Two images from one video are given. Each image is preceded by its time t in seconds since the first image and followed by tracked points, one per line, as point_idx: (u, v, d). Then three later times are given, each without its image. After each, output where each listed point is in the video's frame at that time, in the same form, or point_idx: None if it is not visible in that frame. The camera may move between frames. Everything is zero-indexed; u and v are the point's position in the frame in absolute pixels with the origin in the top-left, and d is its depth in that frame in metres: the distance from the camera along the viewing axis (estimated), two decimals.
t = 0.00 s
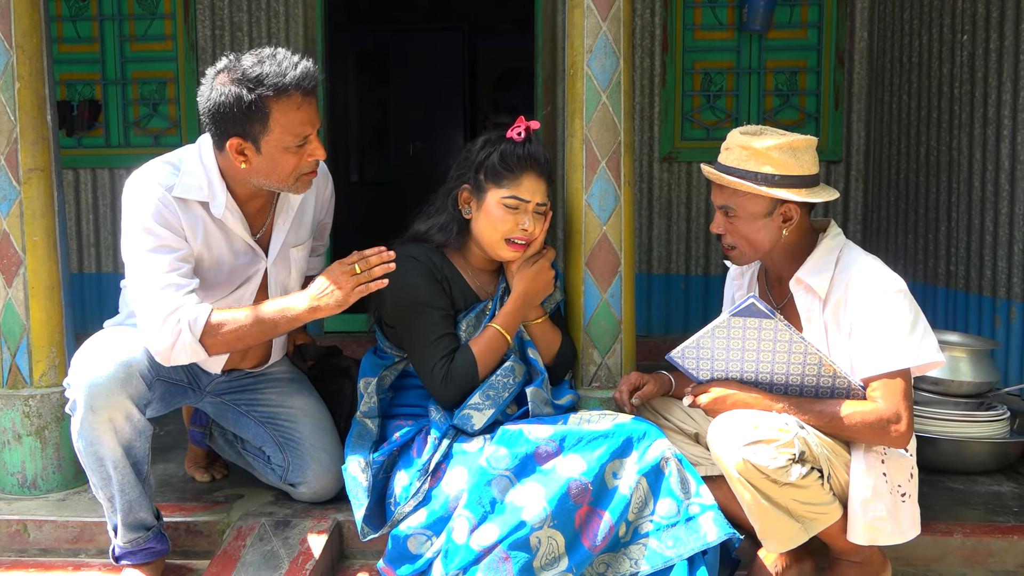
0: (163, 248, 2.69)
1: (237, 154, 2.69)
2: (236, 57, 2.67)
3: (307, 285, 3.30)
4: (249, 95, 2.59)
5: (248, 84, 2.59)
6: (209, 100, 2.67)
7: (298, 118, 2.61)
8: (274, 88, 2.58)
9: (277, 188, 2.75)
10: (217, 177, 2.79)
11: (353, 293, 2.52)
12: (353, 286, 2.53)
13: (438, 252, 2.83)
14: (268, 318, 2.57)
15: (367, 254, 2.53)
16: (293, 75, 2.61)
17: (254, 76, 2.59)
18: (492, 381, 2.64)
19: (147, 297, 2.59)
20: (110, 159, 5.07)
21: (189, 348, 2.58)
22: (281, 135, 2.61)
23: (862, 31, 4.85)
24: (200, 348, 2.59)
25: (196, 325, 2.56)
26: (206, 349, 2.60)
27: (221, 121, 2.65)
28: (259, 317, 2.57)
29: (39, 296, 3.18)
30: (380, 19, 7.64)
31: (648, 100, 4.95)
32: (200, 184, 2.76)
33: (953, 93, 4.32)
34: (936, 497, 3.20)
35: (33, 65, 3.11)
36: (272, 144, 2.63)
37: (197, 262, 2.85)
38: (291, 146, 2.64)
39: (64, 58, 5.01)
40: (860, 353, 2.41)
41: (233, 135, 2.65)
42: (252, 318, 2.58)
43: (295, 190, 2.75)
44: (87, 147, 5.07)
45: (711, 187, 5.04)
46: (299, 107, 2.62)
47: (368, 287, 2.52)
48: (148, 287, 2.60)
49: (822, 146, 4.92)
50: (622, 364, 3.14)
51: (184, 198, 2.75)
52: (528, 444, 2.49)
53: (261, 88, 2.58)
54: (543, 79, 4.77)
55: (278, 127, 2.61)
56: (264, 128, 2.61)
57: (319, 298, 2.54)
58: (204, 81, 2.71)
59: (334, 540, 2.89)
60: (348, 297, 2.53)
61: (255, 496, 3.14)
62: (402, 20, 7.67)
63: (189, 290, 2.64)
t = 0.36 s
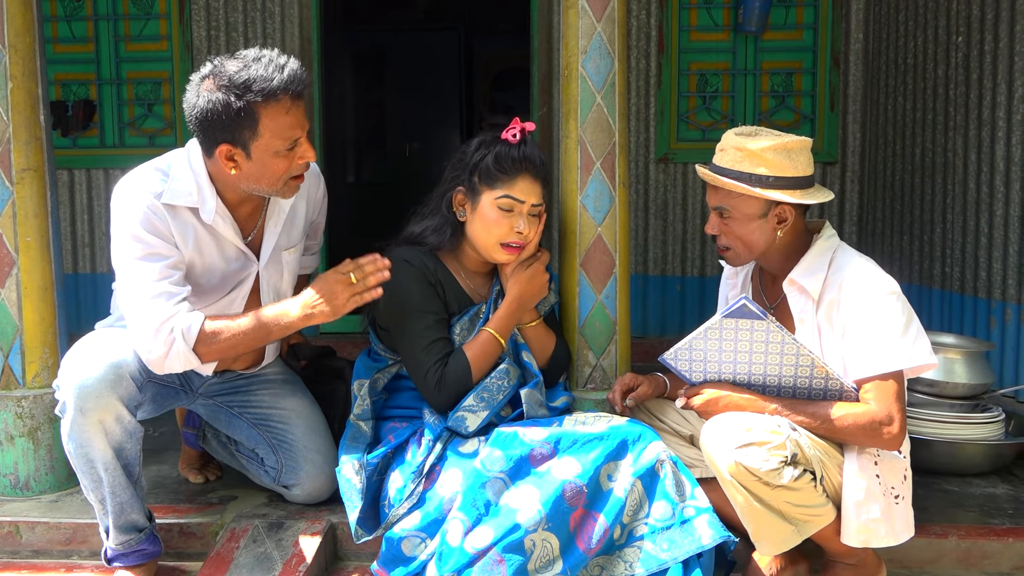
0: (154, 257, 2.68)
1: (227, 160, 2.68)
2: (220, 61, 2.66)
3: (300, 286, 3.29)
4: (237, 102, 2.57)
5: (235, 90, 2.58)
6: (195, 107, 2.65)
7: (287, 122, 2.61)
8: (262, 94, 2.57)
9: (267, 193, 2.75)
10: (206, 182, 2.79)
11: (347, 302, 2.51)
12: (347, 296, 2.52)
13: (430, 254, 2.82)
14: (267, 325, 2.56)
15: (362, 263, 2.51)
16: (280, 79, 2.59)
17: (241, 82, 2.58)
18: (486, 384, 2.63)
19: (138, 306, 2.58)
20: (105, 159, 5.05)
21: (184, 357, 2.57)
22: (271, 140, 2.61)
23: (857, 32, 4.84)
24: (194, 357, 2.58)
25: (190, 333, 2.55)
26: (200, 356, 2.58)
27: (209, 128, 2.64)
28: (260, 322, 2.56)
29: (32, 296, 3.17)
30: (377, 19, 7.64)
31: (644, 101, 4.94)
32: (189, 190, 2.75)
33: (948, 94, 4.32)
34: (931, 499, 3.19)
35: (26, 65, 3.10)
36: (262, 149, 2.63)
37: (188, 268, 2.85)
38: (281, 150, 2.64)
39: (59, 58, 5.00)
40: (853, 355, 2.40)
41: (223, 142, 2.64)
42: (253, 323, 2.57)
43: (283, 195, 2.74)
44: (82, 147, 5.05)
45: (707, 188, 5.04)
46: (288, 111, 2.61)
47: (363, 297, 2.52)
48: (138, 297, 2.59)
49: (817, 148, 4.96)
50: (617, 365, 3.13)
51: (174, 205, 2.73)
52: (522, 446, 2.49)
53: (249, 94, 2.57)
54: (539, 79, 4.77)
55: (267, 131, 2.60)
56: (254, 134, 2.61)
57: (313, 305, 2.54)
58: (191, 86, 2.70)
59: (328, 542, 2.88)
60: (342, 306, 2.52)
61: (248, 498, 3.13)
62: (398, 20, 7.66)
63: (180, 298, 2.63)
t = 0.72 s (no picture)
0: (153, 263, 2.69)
1: (226, 167, 2.68)
2: (217, 69, 2.65)
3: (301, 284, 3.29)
4: (236, 110, 2.57)
5: (234, 99, 2.57)
6: (194, 114, 2.65)
7: (287, 130, 2.61)
8: (261, 103, 2.57)
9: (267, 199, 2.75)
10: (204, 187, 2.77)
11: (338, 280, 2.58)
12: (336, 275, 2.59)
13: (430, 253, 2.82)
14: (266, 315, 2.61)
15: (347, 240, 2.58)
16: (279, 87, 2.59)
17: (240, 90, 2.57)
18: (484, 382, 2.62)
19: (138, 313, 2.59)
20: (106, 159, 5.05)
21: (186, 358, 2.60)
22: (271, 148, 2.61)
23: (858, 29, 4.83)
24: (197, 357, 2.61)
25: (190, 336, 2.57)
26: (203, 355, 2.62)
27: (208, 135, 2.64)
28: (258, 309, 2.61)
29: (32, 296, 3.17)
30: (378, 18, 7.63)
31: (645, 99, 4.94)
32: (186, 195, 2.74)
33: (950, 92, 4.31)
34: (933, 497, 3.19)
35: (25, 65, 3.10)
36: (261, 157, 2.63)
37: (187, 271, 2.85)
38: (281, 158, 2.64)
39: (59, 58, 5.00)
40: (854, 353, 2.40)
41: (222, 150, 2.64)
42: (252, 312, 2.61)
43: (286, 200, 2.74)
44: (83, 147, 5.06)
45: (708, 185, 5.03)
46: (287, 120, 2.61)
47: (354, 273, 2.59)
48: (138, 303, 2.60)
49: (819, 145, 4.95)
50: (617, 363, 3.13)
51: (171, 211, 2.73)
52: (522, 444, 2.48)
53: (248, 103, 2.56)
54: (540, 77, 4.76)
55: (267, 140, 2.60)
56: (253, 142, 2.61)
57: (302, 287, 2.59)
58: (189, 92, 2.70)
59: (329, 541, 2.88)
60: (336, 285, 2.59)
61: (249, 497, 3.13)
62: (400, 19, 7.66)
63: (181, 304, 2.65)
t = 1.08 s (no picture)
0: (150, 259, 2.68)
1: (224, 161, 2.68)
2: (215, 62, 2.65)
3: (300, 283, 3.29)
4: (234, 103, 2.57)
5: (232, 92, 2.57)
6: (193, 107, 2.65)
7: (284, 124, 2.60)
8: (259, 96, 2.56)
9: (265, 192, 2.75)
10: (203, 183, 2.79)
11: (343, 304, 2.55)
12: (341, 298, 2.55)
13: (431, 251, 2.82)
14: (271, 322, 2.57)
15: (358, 267, 2.53)
16: (277, 81, 2.59)
17: (238, 84, 2.57)
18: (484, 381, 2.62)
19: (134, 310, 2.59)
20: (105, 157, 5.05)
21: (179, 360, 2.59)
22: (268, 141, 2.61)
23: (859, 28, 4.83)
24: (190, 359, 2.60)
25: (184, 336, 2.56)
26: (195, 358, 2.61)
27: (206, 128, 2.64)
28: (263, 317, 2.58)
29: (32, 293, 3.17)
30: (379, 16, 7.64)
31: (645, 97, 4.94)
32: (186, 190, 2.75)
33: (950, 91, 4.31)
34: (932, 496, 3.19)
35: (25, 62, 3.10)
36: (259, 151, 2.63)
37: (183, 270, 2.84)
38: (278, 151, 2.63)
39: (59, 56, 5.00)
40: (855, 352, 2.39)
41: (219, 143, 2.64)
42: (257, 320, 2.58)
43: (284, 193, 2.74)
44: (83, 145, 5.06)
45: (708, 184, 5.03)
46: (285, 113, 2.61)
47: (359, 301, 2.54)
48: (135, 300, 2.60)
49: (819, 144, 4.95)
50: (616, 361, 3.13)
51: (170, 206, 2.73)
52: (520, 443, 2.48)
53: (246, 96, 2.56)
54: (540, 76, 4.76)
55: (265, 133, 2.60)
56: (251, 135, 2.60)
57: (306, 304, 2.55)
58: (187, 86, 2.70)
59: (328, 539, 2.88)
60: (335, 307, 2.54)
61: (248, 495, 3.13)
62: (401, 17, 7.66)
63: (177, 301, 2.64)
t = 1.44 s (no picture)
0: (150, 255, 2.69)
1: (224, 153, 2.69)
2: (217, 54, 2.66)
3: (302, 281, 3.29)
4: (235, 94, 2.57)
5: (233, 82, 2.58)
6: (193, 99, 2.66)
7: (285, 116, 2.62)
8: (260, 87, 2.57)
9: (265, 185, 2.74)
10: (205, 178, 2.79)
11: (336, 282, 2.57)
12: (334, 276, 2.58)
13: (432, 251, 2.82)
14: (265, 308, 2.60)
15: (346, 241, 2.57)
16: (279, 72, 2.60)
17: (239, 74, 2.58)
18: (485, 381, 2.62)
19: (132, 304, 2.60)
20: (109, 154, 5.06)
21: (176, 352, 2.61)
22: (268, 133, 2.61)
23: (864, 27, 4.83)
24: (187, 352, 2.62)
25: (180, 330, 2.58)
26: (193, 350, 2.62)
27: (206, 120, 2.64)
28: (257, 304, 2.60)
29: (36, 291, 3.18)
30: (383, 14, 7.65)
31: (649, 96, 4.93)
32: (188, 186, 2.75)
33: (955, 91, 4.29)
34: (935, 497, 3.18)
35: (30, 60, 3.10)
36: (259, 143, 2.63)
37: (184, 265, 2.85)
38: (278, 144, 2.63)
39: (64, 53, 5.01)
40: (854, 352, 2.39)
41: (220, 135, 2.65)
42: (250, 306, 2.60)
43: (284, 187, 2.74)
44: (87, 142, 5.06)
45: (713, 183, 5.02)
46: (286, 105, 2.62)
47: (350, 275, 2.58)
48: (133, 294, 2.61)
49: (823, 144, 4.93)
50: (619, 361, 3.13)
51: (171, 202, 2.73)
52: (524, 442, 2.48)
53: (247, 86, 2.57)
54: (544, 74, 4.75)
55: (265, 125, 2.60)
56: (251, 127, 2.61)
57: (299, 284, 2.58)
58: (188, 79, 2.70)
59: (331, 537, 2.89)
60: (331, 285, 2.58)
61: (251, 493, 3.13)
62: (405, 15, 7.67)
63: (173, 297, 2.65)
